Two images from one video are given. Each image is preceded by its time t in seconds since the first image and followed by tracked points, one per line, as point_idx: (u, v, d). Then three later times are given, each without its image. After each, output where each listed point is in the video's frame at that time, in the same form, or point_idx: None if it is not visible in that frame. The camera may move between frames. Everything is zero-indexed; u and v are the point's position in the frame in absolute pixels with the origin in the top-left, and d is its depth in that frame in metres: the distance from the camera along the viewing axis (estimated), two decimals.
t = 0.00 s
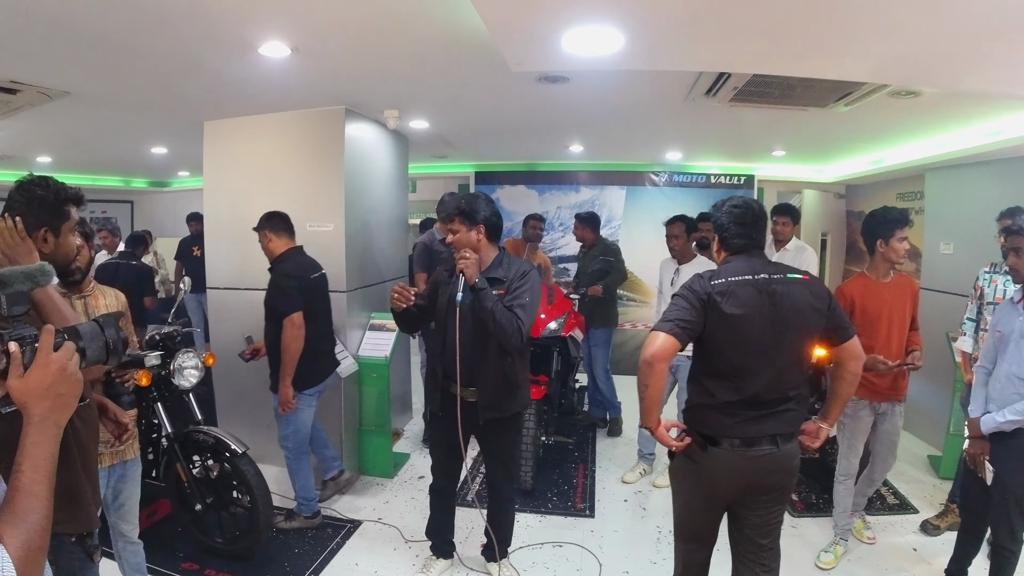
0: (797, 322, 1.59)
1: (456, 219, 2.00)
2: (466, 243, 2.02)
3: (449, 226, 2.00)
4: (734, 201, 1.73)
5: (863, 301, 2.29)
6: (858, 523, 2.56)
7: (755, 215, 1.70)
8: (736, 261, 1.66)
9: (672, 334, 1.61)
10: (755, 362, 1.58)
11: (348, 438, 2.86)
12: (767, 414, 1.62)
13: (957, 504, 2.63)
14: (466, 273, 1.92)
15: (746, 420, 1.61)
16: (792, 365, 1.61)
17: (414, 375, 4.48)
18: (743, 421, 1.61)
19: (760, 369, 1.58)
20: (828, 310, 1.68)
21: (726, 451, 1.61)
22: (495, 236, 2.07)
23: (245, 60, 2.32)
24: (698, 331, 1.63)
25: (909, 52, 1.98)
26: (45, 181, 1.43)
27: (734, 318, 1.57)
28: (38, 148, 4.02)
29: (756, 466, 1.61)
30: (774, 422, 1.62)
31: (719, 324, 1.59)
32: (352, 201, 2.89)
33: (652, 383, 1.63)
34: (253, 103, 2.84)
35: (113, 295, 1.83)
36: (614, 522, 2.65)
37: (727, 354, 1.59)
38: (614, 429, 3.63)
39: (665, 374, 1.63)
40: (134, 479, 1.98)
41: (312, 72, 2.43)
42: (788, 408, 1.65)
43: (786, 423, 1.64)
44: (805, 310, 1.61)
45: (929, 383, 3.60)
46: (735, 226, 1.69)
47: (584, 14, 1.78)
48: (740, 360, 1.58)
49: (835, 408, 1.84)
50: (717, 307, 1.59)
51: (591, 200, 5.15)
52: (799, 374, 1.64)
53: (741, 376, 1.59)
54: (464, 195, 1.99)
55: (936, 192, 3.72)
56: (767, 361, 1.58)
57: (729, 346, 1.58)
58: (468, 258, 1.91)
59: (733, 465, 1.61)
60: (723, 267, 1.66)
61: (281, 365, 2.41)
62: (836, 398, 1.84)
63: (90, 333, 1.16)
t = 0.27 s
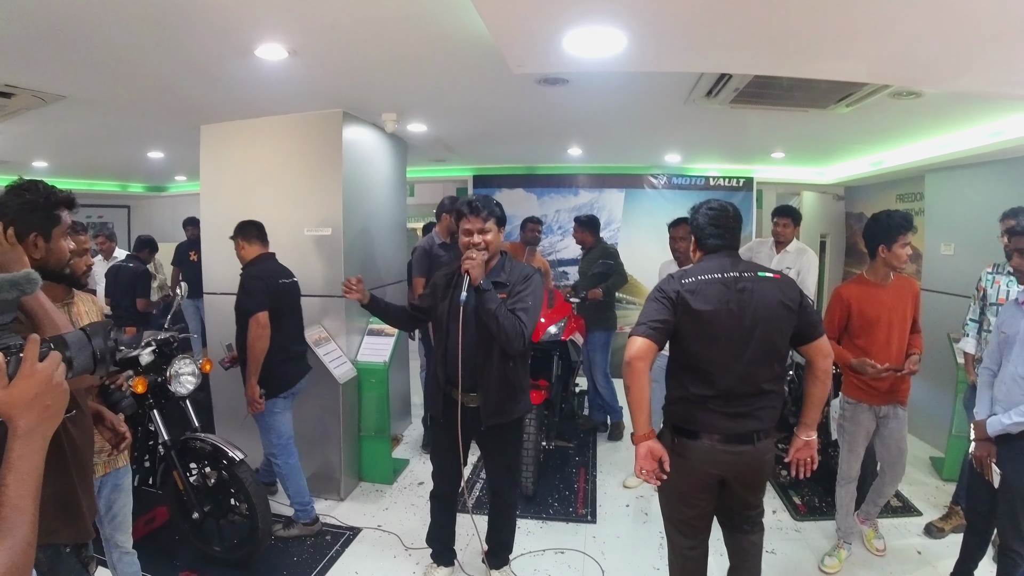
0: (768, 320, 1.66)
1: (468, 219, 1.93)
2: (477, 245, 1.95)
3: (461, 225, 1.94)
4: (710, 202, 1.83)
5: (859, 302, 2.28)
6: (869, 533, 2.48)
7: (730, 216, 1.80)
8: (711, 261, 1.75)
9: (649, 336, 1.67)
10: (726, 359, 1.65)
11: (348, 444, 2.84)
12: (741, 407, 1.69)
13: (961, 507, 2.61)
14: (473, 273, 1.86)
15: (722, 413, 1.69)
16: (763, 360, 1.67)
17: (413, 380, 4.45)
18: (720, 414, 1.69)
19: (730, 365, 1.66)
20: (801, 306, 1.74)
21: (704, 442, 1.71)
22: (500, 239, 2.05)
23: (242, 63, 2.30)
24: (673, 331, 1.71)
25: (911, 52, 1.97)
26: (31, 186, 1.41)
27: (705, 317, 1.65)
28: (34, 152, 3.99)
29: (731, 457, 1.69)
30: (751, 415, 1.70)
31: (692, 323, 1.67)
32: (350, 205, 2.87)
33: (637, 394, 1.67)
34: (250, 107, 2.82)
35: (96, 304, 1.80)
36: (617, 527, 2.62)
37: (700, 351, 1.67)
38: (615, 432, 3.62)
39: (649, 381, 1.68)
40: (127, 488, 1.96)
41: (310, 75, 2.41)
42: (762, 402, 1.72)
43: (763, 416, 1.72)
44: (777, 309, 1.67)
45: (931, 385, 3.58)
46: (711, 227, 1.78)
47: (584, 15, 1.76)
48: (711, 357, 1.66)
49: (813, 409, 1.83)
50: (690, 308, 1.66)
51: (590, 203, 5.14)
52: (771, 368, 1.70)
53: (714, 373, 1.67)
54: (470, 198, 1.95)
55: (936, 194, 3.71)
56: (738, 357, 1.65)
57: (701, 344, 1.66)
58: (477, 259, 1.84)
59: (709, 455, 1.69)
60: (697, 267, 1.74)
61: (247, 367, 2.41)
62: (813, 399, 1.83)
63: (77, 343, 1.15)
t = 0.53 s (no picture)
0: (758, 313, 1.76)
1: (477, 221, 1.90)
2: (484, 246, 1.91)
3: (471, 226, 1.91)
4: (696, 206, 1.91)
5: (860, 300, 2.29)
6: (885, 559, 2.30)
7: (715, 219, 1.89)
8: (702, 260, 1.84)
9: (658, 337, 1.75)
10: (722, 351, 1.76)
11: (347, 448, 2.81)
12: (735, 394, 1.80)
13: (965, 507, 2.59)
14: (486, 273, 1.85)
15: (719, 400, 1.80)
16: (754, 349, 1.78)
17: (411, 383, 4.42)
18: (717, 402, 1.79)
19: (726, 356, 1.76)
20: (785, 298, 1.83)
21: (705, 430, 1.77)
22: (505, 240, 2.03)
23: (239, 64, 2.28)
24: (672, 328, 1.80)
25: (913, 51, 1.96)
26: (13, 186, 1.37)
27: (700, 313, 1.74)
28: (27, 155, 3.96)
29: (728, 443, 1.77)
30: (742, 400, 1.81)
31: (688, 320, 1.76)
32: (348, 207, 2.85)
33: (687, 382, 1.69)
34: (247, 109, 2.80)
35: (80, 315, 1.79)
36: (618, 531, 2.60)
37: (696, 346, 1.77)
38: (614, 435, 3.61)
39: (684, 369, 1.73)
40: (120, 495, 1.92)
41: (307, 76, 2.39)
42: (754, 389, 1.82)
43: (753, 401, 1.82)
44: (767, 303, 1.77)
45: (931, 385, 3.58)
46: (700, 228, 1.86)
47: (586, 14, 1.75)
48: (707, 350, 1.77)
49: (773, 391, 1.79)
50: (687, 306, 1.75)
51: (588, 205, 5.13)
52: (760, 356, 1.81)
53: (710, 363, 1.77)
54: (478, 198, 1.92)
55: (935, 194, 3.70)
56: (731, 348, 1.75)
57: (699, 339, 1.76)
58: (492, 258, 1.83)
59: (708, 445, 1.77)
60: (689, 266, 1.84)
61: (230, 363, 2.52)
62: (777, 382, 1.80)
63: (66, 349, 1.12)
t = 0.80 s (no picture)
0: (751, 313, 1.79)
1: (471, 221, 1.90)
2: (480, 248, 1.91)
3: (465, 227, 1.91)
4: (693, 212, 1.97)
5: (868, 302, 2.27)
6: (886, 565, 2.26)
7: (711, 227, 1.94)
8: (697, 263, 1.88)
9: (658, 340, 1.77)
10: (722, 351, 1.78)
11: (346, 449, 2.81)
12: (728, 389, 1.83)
13: (963, 507, 2.60)
14: (483, 273, 1.85)
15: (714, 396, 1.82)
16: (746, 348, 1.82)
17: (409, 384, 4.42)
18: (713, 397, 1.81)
19: (725, 355, 1.79)
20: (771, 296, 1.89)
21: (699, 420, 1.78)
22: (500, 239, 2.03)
23: (238, 65, 2.28)
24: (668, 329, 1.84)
25: (912, 51, 1.96)
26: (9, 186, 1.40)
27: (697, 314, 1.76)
28: (25, 156, 3.96)
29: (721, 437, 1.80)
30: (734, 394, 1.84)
31: (690, 323, 1.78)
32: (346, 208, 2.85)
33: (683, 381, 1.73)
34: (245, 111, 2.80)
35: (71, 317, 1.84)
36: (617, 532, 2.60)
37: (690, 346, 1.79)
38: (611, 434, 3.63)
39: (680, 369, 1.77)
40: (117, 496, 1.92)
41: (305, 77, 2.39)
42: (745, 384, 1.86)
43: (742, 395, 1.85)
44: (758, 304, 1.81)
45: (928, 385, 3.58)
46: (699, 234, 1.90)
47: (585, 14, 1.75)
48: (701, 349, 1.80)
49: (764, 382, 1.85)
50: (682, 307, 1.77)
51: (586, 206, 5.13)
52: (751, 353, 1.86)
53: (704, 363, 1.80)
54: (470, 199, 1.92)
55: (932, 194, 3.71)
56: (725, 347, 1.79)
57: (694, 339, 1.78)
58: (487, 257, 1.84)
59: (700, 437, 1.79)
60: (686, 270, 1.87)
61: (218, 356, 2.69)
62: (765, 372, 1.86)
63: (63, 351, 1.12)
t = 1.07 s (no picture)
0: (745, 307, 1.94)
1: (471, 220, 1.90)
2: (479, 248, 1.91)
3: (465, 225, 1.90)
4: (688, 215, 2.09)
5: (880, 301, 2.26)
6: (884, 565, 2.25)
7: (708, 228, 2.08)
8: (698, 261, 2.01)
9: (665, 333, 1.89)
10: (723, 343, 1.93)
11: (345, 450, 2.80)
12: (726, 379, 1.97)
13: (963, 507, 2.59)
14: (483, 273, 1.85)
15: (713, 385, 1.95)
16: (742, 340, 1.96)
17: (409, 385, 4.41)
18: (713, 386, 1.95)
19: (725, 347, 1.93)
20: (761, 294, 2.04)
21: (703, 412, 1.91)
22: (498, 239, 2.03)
23: (238, 65, 2.28)
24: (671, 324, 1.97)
25: (912, 50, 1.96)
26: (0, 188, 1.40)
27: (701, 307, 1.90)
28: (24, 156, 3.96)
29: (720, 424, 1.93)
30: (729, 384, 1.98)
31: (695, 318, 1.90)
32: (345, 208, 2.85)
33: (691, 373, 1.84)
34: (244, 111, 2.79)
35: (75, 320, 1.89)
36: (616, 532, 2.60)
37: (694, 336, 1.92)
38: (610, 434, 3.63)
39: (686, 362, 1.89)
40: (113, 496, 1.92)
41: (304, 77, 2.39)
42: (741, 373, 2.00)
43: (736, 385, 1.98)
44: (753, 299, 1.96)
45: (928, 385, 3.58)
46: (698, 235, 2.04)
47: (585, 14, 1.75)
48: (704, 342, 1.93)
49: (757, 371, 1.98)
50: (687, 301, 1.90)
51: (586, 206, 5.13)
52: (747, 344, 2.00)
53: (706, 353, 1.93)
54: (472, 198, 1.93)
55: (932, 194, 3.70)
56: (725, 338, 1.92)
57: (698, 332, 1.91)
58: (486, 257, 1.84)
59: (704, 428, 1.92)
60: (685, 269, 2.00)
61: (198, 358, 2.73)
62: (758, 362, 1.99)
63: (55, 352, 1.12)
